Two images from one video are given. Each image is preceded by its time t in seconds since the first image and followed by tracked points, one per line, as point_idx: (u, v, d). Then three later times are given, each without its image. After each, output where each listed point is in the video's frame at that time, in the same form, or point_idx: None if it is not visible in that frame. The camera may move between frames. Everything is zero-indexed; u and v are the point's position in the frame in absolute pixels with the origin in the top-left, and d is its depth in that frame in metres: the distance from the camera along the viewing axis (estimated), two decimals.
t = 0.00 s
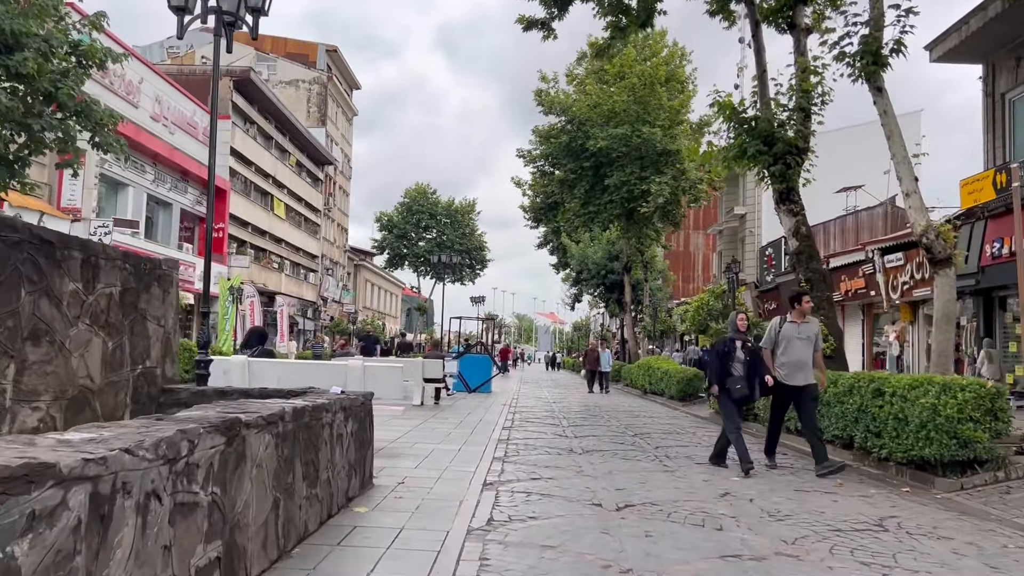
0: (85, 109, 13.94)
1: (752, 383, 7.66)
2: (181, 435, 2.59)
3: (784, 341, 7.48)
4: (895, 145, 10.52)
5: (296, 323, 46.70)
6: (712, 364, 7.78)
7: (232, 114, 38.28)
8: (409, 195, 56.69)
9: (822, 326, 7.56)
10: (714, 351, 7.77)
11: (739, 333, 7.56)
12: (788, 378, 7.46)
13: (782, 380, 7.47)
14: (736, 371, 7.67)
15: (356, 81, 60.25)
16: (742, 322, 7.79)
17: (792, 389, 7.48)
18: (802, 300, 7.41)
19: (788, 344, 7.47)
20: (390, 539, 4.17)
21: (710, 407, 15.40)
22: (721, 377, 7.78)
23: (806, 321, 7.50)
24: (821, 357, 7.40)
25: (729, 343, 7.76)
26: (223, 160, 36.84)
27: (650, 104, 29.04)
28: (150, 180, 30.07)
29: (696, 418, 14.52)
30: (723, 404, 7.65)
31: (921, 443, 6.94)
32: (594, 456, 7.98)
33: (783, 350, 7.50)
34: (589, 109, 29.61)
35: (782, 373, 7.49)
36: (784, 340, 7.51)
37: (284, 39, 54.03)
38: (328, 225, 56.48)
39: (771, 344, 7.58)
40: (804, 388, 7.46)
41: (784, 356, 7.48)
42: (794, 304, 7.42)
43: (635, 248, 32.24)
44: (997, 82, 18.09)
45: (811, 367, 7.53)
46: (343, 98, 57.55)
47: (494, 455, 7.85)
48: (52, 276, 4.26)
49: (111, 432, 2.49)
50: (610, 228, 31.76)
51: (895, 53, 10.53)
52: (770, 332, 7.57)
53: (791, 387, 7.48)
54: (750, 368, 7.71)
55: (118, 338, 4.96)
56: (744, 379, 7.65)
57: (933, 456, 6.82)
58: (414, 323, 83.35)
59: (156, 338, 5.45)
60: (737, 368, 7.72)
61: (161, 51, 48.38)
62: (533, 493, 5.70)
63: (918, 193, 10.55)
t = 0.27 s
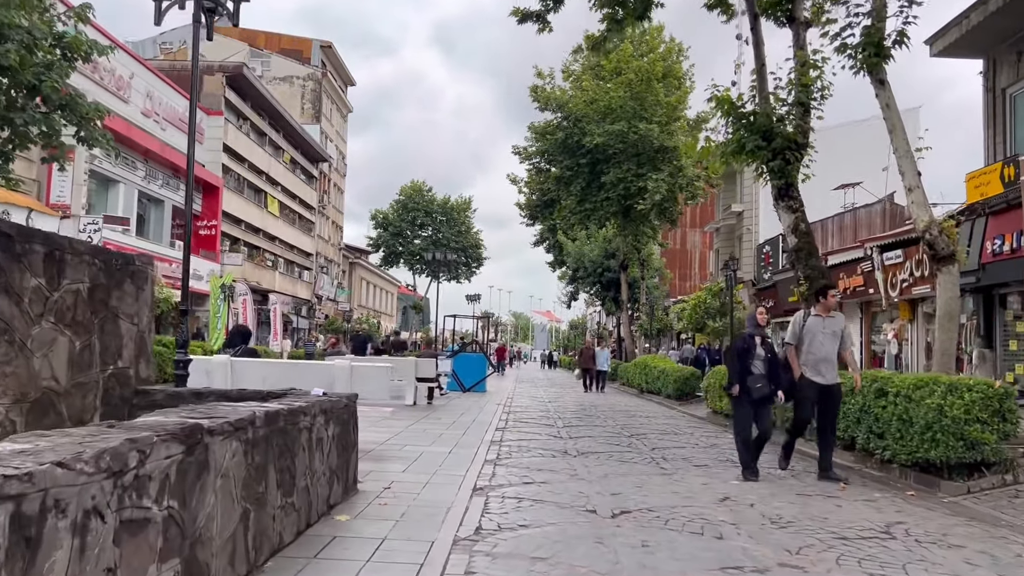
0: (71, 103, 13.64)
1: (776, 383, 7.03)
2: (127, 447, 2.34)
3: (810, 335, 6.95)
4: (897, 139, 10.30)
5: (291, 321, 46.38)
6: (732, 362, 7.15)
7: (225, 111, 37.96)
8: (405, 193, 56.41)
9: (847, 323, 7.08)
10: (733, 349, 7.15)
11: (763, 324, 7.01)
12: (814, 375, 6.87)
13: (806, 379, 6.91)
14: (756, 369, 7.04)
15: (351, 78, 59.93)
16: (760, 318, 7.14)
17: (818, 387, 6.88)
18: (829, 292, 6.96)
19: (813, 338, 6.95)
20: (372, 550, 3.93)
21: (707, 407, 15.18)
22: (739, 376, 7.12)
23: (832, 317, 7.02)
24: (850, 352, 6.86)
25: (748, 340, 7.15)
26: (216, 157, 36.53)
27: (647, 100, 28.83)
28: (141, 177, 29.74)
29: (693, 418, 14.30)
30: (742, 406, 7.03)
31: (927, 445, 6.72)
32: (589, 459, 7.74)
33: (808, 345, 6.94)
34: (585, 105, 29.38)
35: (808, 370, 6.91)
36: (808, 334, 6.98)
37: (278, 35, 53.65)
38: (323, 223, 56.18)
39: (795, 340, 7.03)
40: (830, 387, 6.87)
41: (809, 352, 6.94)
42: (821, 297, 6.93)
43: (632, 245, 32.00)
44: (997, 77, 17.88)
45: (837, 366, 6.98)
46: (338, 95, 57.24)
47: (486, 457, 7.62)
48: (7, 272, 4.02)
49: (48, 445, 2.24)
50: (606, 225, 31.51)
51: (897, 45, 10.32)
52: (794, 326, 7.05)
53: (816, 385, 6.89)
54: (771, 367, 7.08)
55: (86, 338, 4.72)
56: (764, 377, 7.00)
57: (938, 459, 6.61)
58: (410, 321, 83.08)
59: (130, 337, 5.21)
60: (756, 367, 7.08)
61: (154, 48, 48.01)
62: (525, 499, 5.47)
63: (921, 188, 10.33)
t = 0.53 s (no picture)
0: (58, 92, 13.29)
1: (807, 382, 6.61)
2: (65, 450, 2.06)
3: (837, 329, 6.48)
4: (904, 128, 10.02)
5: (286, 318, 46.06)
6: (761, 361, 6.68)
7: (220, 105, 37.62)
8: (402, 188, 56.06)
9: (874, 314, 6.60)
10: (761, 348, 6.67)
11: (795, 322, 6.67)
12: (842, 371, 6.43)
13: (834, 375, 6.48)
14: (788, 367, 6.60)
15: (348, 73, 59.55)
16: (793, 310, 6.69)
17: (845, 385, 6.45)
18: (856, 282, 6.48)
19: (840, 333, 6.49)
20: (356, 557, 3.65)
21: (708, 403, 14.90)
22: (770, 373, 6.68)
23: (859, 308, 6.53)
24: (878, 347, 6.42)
25: (779, 336, 6.67)
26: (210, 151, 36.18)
27: (646, 94, 28.53)
28: (135, 171, 29.40)
29: (694, 415, 14.02)
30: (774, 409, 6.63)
31: (939, 443, 6.45)
32: (588, 456, 7.47)
33: (835, 340, 6.48)
34: (582, 99, 29.07)
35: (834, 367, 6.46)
36: (835, 328, 6.51)
37: (274, 30, 53.23)
38: (320, 219, 55.84)
39: (821, 334, 6.57)
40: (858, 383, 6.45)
41: (836, 348, 6.48)
42: (845, 288, 6.45)
43: (630, 241, 31.68)
44: (1001, 68, 17.60)
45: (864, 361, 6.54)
46: (335, 90, 56.87)
47: (481, 455, 7.35)
48: None
49: None
50: (604, 220, 31.20)
51: (903, 32, 10.03)
52: (818, 319, 6.57)
53: (845, 382, 6.46)
54: (802, 366, 6.65)
55: (54, 328, 5.01)
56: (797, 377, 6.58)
57: (951, 457, 6.34)
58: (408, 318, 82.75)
59: (102, 328, 5.44)
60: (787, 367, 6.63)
61: (149, 42, 47.60)
62: (522, 500, 5.20)
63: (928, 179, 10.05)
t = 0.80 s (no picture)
0: (46, 89, 12.96)
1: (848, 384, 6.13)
2: None
3: (866, 331, 6.24)
4: (911, 124, 9.78)
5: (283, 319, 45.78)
6: (802, 359, 6.19)
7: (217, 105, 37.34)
8: (400, 188, 55.79)
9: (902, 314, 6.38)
10: (804, 345, 6.18)
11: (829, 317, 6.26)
12: (875, 375, 6.16)
13: (867, 379, 6.19)
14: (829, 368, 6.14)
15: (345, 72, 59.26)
16: (832, 306, 6.31)
17: (880, 389, 6.17)
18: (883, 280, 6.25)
19: (869, 336, 6.26)
20: None
21: (709, 406, 14.65)
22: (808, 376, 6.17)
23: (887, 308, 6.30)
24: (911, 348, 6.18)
25: (819, 333, 6.20)
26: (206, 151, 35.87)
27: (644, 93, 28.28)
28: (129, 172, 29.12)
29: (695, 418, 13.77)
30: (816, 412, 6.10)
31: (954, 448, 6.21)
32: (588, 463, 7.22)
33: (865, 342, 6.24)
34: (580, 98, 28.82)
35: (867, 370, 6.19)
36: (863, 331, 6.27)
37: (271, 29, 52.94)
38: (317, 219, 55.56)
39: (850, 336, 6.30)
40: (893, 387, 6.16)
41: (867, 352, 6.22)
42: (874, 286, 6.20)
43: (629, 240, 31.44)
44: (1005, 64, 17.34)
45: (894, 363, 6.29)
46: (332, 89, 56.59)
47: (478, 462, 7.10)
48: None
49: None
50: (603, 220, 30.93)
51: (910, 25, 9.78)
52: (846, 323, 6.38)
53: (878, 386, 6.18)
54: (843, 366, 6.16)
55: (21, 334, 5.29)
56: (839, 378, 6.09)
57: (966, 464, 6.12)
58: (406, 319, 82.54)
59: (71, 331, 5.77)
60: (829, 366, 6.15)
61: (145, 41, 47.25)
62: (519, 512, 4.94)
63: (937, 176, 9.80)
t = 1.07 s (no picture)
0: (35, 85, 12.61)
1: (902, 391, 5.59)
2: None
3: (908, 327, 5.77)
4: (921, 115, 9.49)
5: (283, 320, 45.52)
6: (852, 364, 5.47)
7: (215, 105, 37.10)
8: (400, 189, 55.54)
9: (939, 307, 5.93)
10: (856, 349, 5.45)
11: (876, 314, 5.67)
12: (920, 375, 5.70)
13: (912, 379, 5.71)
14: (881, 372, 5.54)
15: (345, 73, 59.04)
16: (880, 303, 5.71)
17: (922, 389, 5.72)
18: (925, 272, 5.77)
19: (910, 331, 5.79)
20: None
21: (713, 407, 14.36)
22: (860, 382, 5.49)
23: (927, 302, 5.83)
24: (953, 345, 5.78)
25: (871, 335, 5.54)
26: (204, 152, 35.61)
27: (645, 91, 27.98)
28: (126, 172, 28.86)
29: (699, 419, 13.48)
30: (869, 421, 5.48)
31: (972, 451, 5.94)
32: (588, 466, 6.94)
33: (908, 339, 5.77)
34: (581, 97, 28.55)
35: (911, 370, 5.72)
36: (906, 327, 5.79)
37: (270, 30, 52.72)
38: (316, 220, 55.31)
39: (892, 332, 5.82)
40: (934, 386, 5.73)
41: (909, 350, 5.77)
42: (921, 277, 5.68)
43: (630, 240, 31.15)
44: (1013, 59, 17.05)
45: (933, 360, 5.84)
46: (331, 90, 56.37)
47: (474, 465, 6.82)
48: None
49: None
50: (603, 220, 30.66)
51: (920, 14, 9.50)
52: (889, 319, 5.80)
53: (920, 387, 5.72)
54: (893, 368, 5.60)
55: None
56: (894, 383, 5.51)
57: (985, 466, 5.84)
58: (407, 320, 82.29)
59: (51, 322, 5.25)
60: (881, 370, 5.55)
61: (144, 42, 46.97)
62: (514, 520, 4.67)
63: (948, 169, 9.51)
